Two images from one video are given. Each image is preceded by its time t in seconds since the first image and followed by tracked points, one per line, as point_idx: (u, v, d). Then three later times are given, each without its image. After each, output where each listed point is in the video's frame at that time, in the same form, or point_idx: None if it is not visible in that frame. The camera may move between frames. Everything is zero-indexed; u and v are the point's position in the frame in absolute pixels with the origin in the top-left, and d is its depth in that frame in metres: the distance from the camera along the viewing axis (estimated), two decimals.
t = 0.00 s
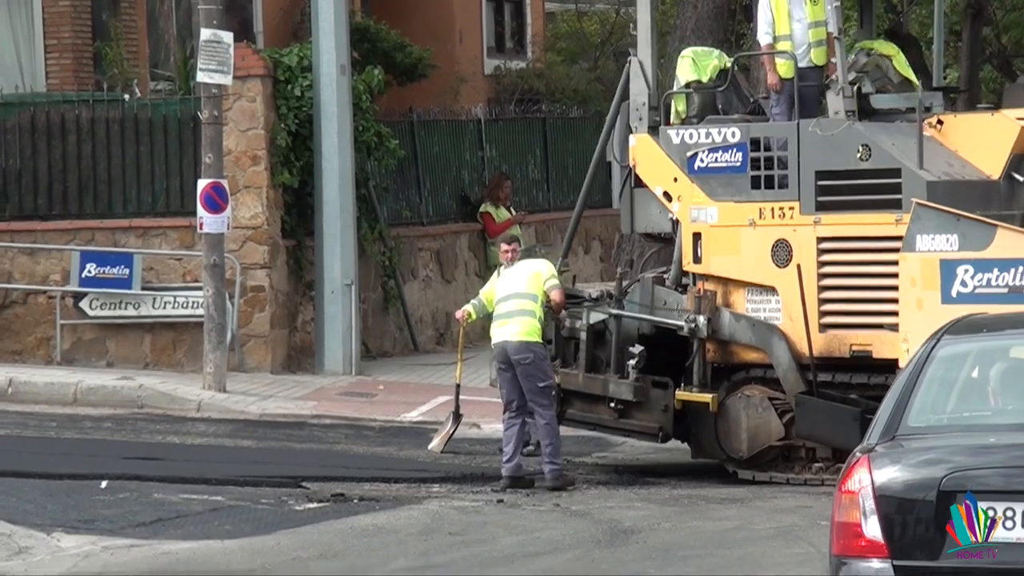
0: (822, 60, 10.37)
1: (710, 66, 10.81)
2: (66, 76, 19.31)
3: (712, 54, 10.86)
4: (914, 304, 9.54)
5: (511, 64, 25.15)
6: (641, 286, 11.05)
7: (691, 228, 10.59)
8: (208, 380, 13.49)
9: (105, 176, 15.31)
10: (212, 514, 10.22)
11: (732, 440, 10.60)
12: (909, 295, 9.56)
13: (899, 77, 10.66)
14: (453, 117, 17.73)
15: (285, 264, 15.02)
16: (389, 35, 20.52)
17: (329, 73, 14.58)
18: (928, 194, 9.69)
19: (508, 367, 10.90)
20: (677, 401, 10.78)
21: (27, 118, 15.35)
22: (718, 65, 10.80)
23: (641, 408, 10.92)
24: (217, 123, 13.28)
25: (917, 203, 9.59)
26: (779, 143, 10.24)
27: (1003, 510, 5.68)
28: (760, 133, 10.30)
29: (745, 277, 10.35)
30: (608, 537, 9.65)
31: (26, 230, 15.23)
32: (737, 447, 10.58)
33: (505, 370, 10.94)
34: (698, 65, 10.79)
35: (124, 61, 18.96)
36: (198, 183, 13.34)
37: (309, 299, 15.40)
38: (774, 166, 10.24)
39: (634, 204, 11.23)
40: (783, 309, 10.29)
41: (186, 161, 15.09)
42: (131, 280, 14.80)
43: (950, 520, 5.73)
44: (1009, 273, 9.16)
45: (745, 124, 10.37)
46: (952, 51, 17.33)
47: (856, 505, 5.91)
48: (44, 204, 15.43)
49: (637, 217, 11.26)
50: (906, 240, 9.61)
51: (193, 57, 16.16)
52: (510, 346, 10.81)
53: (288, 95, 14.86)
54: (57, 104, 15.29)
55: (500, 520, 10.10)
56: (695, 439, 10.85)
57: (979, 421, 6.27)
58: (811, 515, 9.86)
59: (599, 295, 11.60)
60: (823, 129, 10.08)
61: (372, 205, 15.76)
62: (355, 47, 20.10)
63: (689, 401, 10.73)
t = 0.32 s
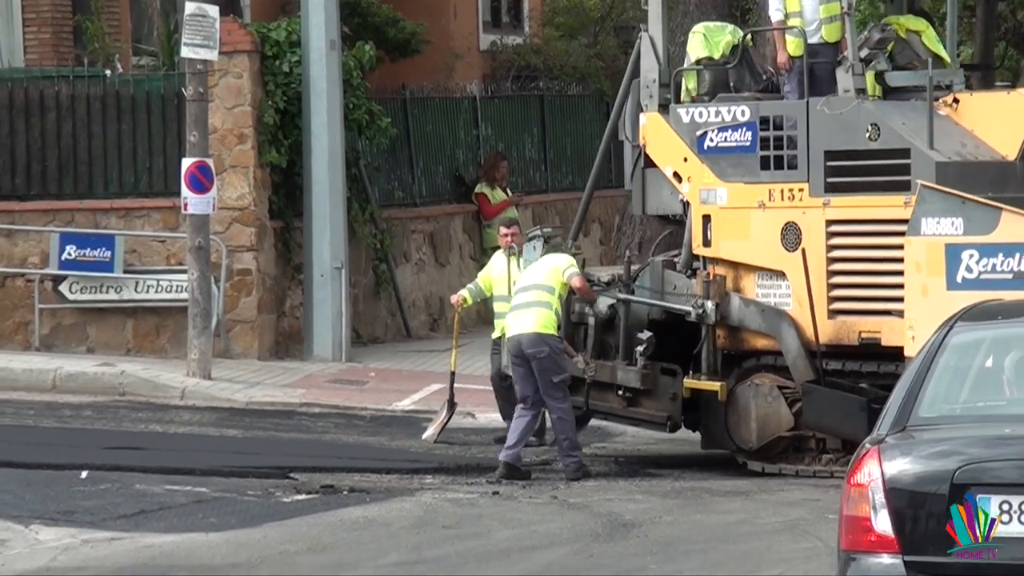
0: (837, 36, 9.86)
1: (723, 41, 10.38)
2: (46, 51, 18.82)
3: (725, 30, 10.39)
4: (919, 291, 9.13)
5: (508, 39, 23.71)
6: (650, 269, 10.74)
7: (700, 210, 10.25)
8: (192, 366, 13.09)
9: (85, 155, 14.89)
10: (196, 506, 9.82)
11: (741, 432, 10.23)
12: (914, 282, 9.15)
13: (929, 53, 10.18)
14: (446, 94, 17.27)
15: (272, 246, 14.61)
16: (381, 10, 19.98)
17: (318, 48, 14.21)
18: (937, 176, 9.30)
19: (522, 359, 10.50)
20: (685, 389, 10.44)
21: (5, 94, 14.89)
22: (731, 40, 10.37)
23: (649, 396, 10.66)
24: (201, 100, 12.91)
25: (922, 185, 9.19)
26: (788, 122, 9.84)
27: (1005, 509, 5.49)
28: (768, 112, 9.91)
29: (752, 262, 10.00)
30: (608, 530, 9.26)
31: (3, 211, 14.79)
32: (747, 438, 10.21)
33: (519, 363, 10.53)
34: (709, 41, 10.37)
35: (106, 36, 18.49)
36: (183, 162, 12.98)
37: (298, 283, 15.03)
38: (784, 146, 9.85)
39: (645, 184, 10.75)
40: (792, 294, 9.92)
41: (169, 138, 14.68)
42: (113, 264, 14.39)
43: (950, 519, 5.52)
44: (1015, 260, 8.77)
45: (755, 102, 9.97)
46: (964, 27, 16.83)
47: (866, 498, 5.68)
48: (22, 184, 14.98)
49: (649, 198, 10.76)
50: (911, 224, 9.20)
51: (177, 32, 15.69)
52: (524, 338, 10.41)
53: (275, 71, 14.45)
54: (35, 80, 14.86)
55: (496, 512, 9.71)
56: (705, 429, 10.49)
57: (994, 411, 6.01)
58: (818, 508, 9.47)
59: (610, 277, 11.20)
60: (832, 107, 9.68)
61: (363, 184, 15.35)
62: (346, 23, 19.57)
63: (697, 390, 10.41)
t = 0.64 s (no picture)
0: (858, 19, 9.47)
1: (745, 21, 10.01)
2: (30, 30, 18.19)
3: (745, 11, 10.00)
4: (932, 280, 8.78)
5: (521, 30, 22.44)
6: (668, 258, 10.39)
7: (718, 196, 9.84)
8: (184, 359, 12.70)
9: (70, 139, 14.44)
10: (187, 504, 9.42)
11: (759, 427, 9.87)
12: (926, 270, 8.80)
13: (966, 33, 9.84)
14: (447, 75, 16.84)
15: (267, 234, 14.23)
16: None
17: (315, 27, 13.82)
18: (954, 163, 8.89)
19: (542, 348, 10.10)
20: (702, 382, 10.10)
21: None
22: (753, 20, 9.98)
23: (667, 389, 10.39)
24: (193, 82, 12.53)
25: (934, 171, 8.83)
26: (806, 105, 9.43)
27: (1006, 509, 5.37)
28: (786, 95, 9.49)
29: (772, 251, 9.61)
30: (616, 530, 8.88)
31: None
32: (766, 433, 9.86)
33: (540, 353, 10.14)
34: (731, 21, 10.01)
35: (93, 15, 17.98)
36: (174, 146, 12.61)
37: (292, 272, 14.61)
38: (803, 128, 9.45)
39: (666, 170, 10.45)
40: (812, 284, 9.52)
41: (158, 120, 14.28)
42: (101, 251, 13.97)
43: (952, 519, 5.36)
44: None
45: (773, 85, 9.56)
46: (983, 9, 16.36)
47: (882, 496, 5.51)
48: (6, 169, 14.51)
49: (669, 184, 10.47)
50: (923, 213, 8.82)
51: (167, 11, 15.22)
52: (547, 321, 10.02)
53: (271, 52, 14.05)
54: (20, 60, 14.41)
55: (499, 511, 9.32)
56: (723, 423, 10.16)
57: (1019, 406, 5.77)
58: (834, 506, 9.10)
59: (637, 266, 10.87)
60: (849, 90, 9.27)
61: (361, 170, 15.04)
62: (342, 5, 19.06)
63: (715, 383, 10.04)
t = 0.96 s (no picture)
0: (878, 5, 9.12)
1: (766, 7, 9.67)
2: (11, 18, 17.57)
3: None
4: (943, 276, 8.40)
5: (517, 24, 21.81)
6: (686, 254, 10.05)
7: (735, 189, 9.52)
8: (172, 359, 12.33)
9: (54, 131, 14.04)
10: (175, 509, 9.04)
11: (777, 429, 9.53)
12: (937, 266, 8.43)
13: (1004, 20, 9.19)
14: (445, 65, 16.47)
15: (258, 229, 13.86)
16: None
17: (309, 14, 13.40)
18: (970, 156, 8.50)
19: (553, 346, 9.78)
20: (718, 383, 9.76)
21: None
22: (773, 7, 9.65)
23: (684, 390, 10.01)
24: (181, 71, 12.15)
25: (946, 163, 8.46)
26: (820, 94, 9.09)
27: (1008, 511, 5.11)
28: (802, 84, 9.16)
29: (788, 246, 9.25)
30: (622, 535, 8.51)
31: None
32: (782, 436, 9.51)
33: (551, 350, 9.82)
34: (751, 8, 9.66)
35: (77, 3, 17.54)
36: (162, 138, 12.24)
37: (284, 269, 14.24)
38: (819, 118, 9.11)
39: (686, 162, 10.08)
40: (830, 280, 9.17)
41: (145, 112, 13.90)
42: (86, 247, 13.60)
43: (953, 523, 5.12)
44: None
45: (789, 74, 9.25)
46: None
47: (897, 501, 5.27)
48: None
49: (688, 177, 10.08)
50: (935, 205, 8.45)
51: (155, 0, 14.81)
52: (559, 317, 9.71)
53: (262, 38, 13.66)
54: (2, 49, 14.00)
55: (500, 516, 8.94)
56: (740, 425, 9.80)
57: None
58: (847, 511, 8.73)
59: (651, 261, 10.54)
60: (864, 79, 8.92)
61: (356, 163, 14.68)
62: None
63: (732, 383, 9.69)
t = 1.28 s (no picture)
0: None
1: None
2: None
3: None
4: (960, 273, 8.02)
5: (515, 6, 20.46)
6: (708, 249, 9.71)
7: (757, 181, 9.18)
8: (163, 360, 11.96)
9: (41, 124, 13.67)
10: (165, 517, 8.66)
11: (799, 431, 9.16)
12: (955, 262, 8.05)
13: None
14: (447, 55, 16.09)
15: (253, 224, 13.48)
16: None
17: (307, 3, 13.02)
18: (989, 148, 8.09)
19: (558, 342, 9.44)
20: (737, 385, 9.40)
21: None
22: None
23: (704, 391, 9.66)
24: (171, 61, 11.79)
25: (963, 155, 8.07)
26: (843, 83, 8.73)
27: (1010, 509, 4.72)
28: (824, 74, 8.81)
29: (808, 239, 8.91)
30: (631, 543, 8.13)
31: None
32: (804, 438, 9.14)
33: (557, 346, 9.47)
34: None
35: None
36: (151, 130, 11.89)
37: (280, 266, 13.85)
38: (842, 109, 8.75)
39: (710, 153, 9.75)
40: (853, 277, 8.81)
41: (134, 105, 13.51)
42: (72, 244, 13.21)
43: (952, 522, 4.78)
44: None
45: (812, 62, 8.92)
46: None
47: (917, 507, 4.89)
48: None
49: (713, 170, 9.76)
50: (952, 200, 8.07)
51: None
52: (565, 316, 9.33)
53: (258, 28, 13.30)
54: None
55: (504, 524, 8.56)
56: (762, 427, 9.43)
57: None
58: (866, 518, 8.35)
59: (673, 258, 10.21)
60: (884, 67, 8.54)
61: (354, 157, 14.32)
62: None
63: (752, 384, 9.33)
